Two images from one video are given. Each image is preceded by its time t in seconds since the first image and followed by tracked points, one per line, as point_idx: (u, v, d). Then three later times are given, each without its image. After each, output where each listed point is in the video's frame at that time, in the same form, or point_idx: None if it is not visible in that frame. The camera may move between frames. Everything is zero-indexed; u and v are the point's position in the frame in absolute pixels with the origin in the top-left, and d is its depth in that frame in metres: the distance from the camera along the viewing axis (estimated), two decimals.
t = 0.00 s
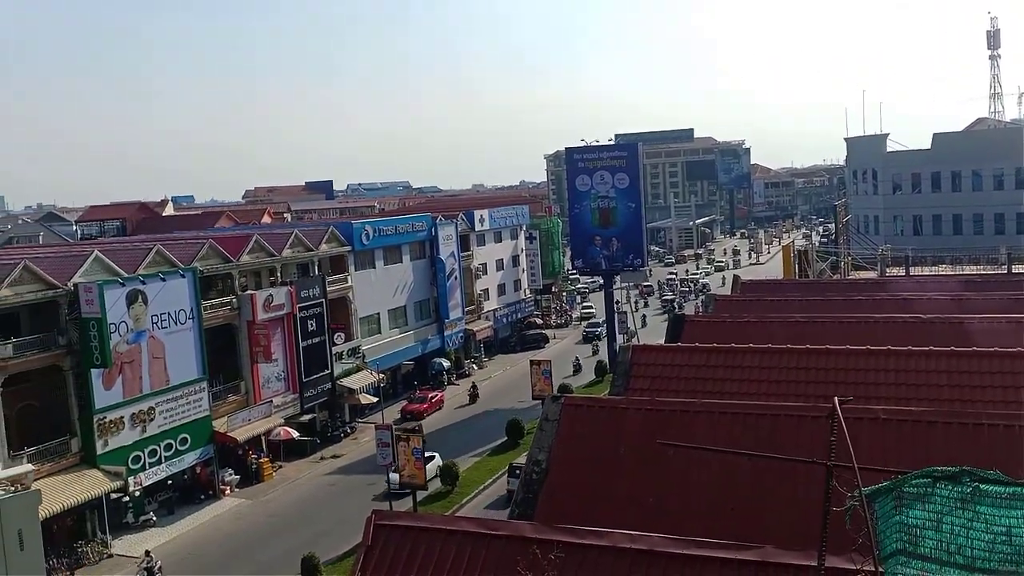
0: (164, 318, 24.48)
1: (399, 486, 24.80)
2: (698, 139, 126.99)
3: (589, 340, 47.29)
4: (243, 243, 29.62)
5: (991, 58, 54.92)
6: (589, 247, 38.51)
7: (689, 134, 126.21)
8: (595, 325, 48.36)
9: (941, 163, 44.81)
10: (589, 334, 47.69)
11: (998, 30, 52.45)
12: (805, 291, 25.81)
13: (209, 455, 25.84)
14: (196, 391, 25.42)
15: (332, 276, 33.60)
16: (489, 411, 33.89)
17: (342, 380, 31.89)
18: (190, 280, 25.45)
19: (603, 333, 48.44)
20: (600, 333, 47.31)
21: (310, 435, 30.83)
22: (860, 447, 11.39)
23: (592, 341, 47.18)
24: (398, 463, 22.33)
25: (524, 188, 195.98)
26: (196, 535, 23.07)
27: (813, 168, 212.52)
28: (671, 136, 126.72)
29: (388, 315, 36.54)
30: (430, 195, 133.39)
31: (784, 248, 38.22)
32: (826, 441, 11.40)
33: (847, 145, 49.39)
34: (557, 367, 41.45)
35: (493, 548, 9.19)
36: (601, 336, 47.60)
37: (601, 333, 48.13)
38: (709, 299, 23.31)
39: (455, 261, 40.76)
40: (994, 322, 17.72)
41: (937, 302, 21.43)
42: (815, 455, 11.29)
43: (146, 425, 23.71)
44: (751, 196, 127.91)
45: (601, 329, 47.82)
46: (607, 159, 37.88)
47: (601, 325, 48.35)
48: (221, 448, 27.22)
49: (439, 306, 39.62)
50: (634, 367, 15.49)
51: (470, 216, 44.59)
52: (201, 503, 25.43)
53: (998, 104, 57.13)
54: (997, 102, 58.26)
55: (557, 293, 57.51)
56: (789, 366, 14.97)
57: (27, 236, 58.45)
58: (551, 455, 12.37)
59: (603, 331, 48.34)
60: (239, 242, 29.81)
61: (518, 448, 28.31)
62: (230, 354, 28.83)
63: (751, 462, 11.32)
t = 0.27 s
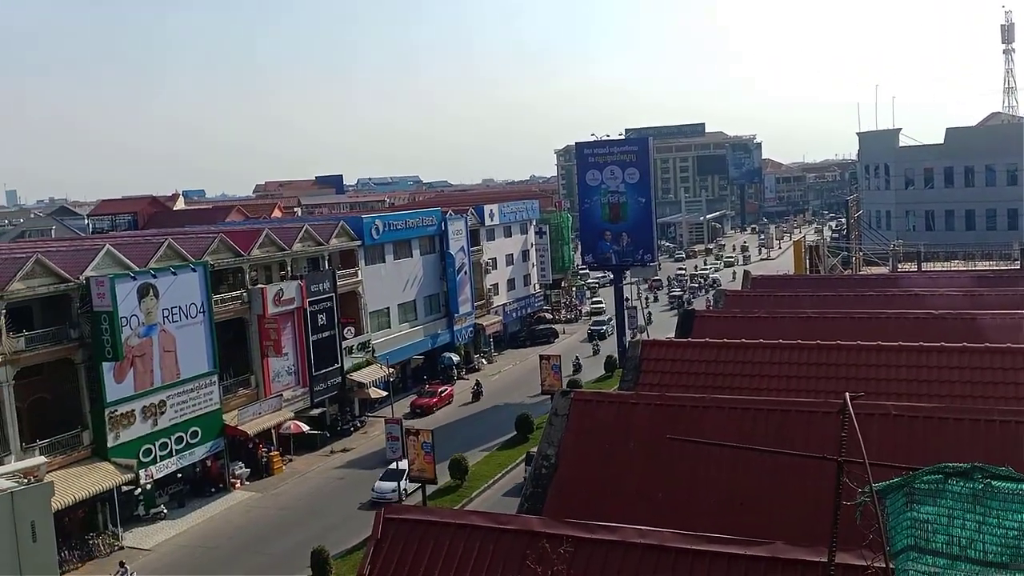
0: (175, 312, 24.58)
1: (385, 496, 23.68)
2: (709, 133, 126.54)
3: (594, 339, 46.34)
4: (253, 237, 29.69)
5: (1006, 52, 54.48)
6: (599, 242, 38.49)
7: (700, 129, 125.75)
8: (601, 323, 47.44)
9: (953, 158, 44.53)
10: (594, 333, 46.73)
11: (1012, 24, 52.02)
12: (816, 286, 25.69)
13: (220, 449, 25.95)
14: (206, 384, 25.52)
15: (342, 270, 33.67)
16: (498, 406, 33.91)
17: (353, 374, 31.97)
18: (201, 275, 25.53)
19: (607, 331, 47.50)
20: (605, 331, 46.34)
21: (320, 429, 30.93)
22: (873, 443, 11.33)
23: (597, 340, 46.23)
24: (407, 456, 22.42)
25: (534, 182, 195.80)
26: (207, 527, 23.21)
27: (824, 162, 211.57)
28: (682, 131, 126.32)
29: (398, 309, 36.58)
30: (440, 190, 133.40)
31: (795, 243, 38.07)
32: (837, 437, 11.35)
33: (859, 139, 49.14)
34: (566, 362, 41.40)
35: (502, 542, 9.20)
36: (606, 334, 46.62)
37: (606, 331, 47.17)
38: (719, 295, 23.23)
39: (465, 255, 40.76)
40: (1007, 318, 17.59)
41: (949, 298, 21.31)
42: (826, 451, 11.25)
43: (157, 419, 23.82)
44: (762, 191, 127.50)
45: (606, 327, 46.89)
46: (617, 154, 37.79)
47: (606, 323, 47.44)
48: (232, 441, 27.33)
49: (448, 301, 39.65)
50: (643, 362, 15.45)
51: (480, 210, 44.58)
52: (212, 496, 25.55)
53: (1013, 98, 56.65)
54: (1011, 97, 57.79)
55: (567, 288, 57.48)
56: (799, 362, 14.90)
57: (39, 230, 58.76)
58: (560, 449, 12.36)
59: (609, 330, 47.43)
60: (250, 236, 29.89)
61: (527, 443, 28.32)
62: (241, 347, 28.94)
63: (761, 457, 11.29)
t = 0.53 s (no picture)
0: (182, 305, 24.65)
1: (367, 504, 22.77)
2: (716, 127, 126.17)
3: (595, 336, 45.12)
4: (260, 230, 29.75)
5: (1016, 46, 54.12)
6: (605, 236, 38.43)
7: (708, 122, 125.38)
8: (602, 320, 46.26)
9: (962, 152, 44.32)
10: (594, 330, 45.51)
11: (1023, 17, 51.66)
12: (823, 280, 25.61)
13: (227, 441, 26.05)
14: (214, 377, 25.62)
15: (349, 263, 33.71)
16: (504, 400, 33.94)
17: (360, 367, 32.04)
18: (209, 268, 25.60)
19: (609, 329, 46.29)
20: (606, 328, 45.13)
21: (327, 421, 31.02)
22: (880, 438, 11.32)
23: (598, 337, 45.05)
24: (414, 449, 22.48)
25: (541, 175, 195.59)
26: (214, 519, 23.29)
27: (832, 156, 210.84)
28: (689, 124, 125.99)
29: (405, 303, 36.60)
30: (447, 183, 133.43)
31: (803, 237, 37.95)
32: (844, 432, 11.35)
33: (868, 133, 48.95)
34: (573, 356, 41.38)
35: (509, 536, 9.21)
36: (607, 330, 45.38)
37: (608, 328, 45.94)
38: (726, 289, 23.17)
39: (472, 249, 40.76)
40: (1016, 313, 17.52)
41: (958, 292, 21.23)
42: (832, 445, 11.24)
43: (164, 411, 23.91)
44: (769, 184, 127.16)
45: (607, 324, 45.71)
46: (624, 148, 37.70)
47: (608, 320, 46.21)
48: (239, 433, 27.42)
49: (455, 294, 39.67)
50: (649, 357, 15.44)
51: (487, 204, 44.55)
52: (219, 488, 25.66)
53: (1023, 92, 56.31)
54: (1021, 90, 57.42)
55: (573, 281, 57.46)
56: (805, 356, 14.89)
57: (47, 223, 58.95)
58: (566, 443, 12.37)
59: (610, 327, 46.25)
60: (257, 229, 29.95)
61: (534, 436, 28.35)
62: (248, 340, 29.01)
63: (767, 451, 11.28)
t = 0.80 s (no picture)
0: (189, 299, 24.71)
1: (346, 515, 21.67)
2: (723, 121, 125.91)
3: (596, 335, 44.33)
4: (266, 225, 29.80)
5: None
6: (611, 230, 38.38)
7: (714, 116, 125.11)
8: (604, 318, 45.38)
9: (970, 147, 44.14)
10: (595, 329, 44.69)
11: None
12: (830, 275, 25.56)
13: (233, 435, 26.13)
14: (220, 371, 25.69)
15: (355, 258, 33.74)
16: (510, 395, 33.97)
17: (366, 362, 32.09)
18: (215, 262, 25.65)
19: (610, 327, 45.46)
20: (607, 327, 44.28)
21: (333, 416, 31.09)
22: (886, 434, 11.30)
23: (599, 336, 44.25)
24: (420, 443, 22.52)
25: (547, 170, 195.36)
26: (221, 513, 23.37)
27: (840, 150, 210.17)
28: (696, 119, 125.74)
29: (410, 298, 36.64)
30: (452, 178, 133.58)
31: (809, 232, 37.87)
32: (850, 428, 11.33)
33: (875, 128, 48.81)
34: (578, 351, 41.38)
35: (515, 530, 9.23)
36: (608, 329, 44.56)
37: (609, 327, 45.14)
38: (733, 284, 23.13)
39: (478, 244, 40.76)
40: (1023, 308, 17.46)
41: (965, 288, 21.16)
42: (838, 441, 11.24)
43: (171, 405, 23.99)
44: (776, 179, 126.92)
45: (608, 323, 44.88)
46: (630, 142, 37.66)
47: (608, 318, 45.35)
48: (245, 428, 27.49)
49: (461, 289, 39.70)
50: (655, 351, 15.44)
51: (493, 199, 44.53)
52: (226, 481, 25.75)
53: None
54: None
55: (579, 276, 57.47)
56: (812, 351, 14.88)
57: (54, 218, 59.12)
58: (572, 438, 12.37)
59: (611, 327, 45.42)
60: (263, 223, 30.00)
61: (539, 431, 28.36)
62: (254, 335, 29.09)
63: (773, 446, 11.27)
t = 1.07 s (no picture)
0: (198, 296, 24.76)
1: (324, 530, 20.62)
2: (732, 117, 125.53)
3: (598, 336, 43.55)
4: (275, 222, 29.84)
5: None
6: (620, 227, 38.29)
7: (723, 112, 124.73)
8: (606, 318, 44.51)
9: (982, 143, 43.88)
10: (598, 329, 43.88)
11: None
12: (840, 272, 25.44)
13: (242, 432, 26.20)
14: (228, 367, 25.75)
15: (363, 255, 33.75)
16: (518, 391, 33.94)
17: (374, 358, 32.12)
18: (224, 259, 25.70)
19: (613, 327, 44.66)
20: (610, 327, 43.49)
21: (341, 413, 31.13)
22: (896, 431, 11.25)
23: (602, 337, 43.43)
24: (428, 440, 22.53)
25: (555, 166, 195.16)
26: (230, 509, 23.43)
27: (850, 146, 209.20)
28: (705, 115, 125.41)
29: (418, 294, 36.66)
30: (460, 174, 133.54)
31: (819, 228, 37.71)
32: (859, 425, 11.28)
33: (885, 123, 48.58)
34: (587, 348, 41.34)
35: (523, 527, 9.21)
36: (612, 329, 43.77)
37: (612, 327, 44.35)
38: (742, 280, 23.05)
39: (486, 240, 40.76)
40: None
41: (976, 284, 21.04)
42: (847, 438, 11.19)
43: (180, 402, 24.07)
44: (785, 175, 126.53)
45: (611, 323, 44.07)
46: (639, 138, 37.56)
47: (611, 319, 44.55)
48: (254, 424, 27.54)
49: (469, 286, 39.68)
50: (663, 348, 15.39)
51: (501, 195, 44.48)
52: (235, 478, 25.84)
53: None
54: None
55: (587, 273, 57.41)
56: (821, 349, 14.82)
57: (64, 214, 59.38)
58: (579, 434, 12.34)
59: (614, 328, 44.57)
60: (272, 220, 30.04)
61: (548, 427, 28.33)
62: (263, 331, 29.15)
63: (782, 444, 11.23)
